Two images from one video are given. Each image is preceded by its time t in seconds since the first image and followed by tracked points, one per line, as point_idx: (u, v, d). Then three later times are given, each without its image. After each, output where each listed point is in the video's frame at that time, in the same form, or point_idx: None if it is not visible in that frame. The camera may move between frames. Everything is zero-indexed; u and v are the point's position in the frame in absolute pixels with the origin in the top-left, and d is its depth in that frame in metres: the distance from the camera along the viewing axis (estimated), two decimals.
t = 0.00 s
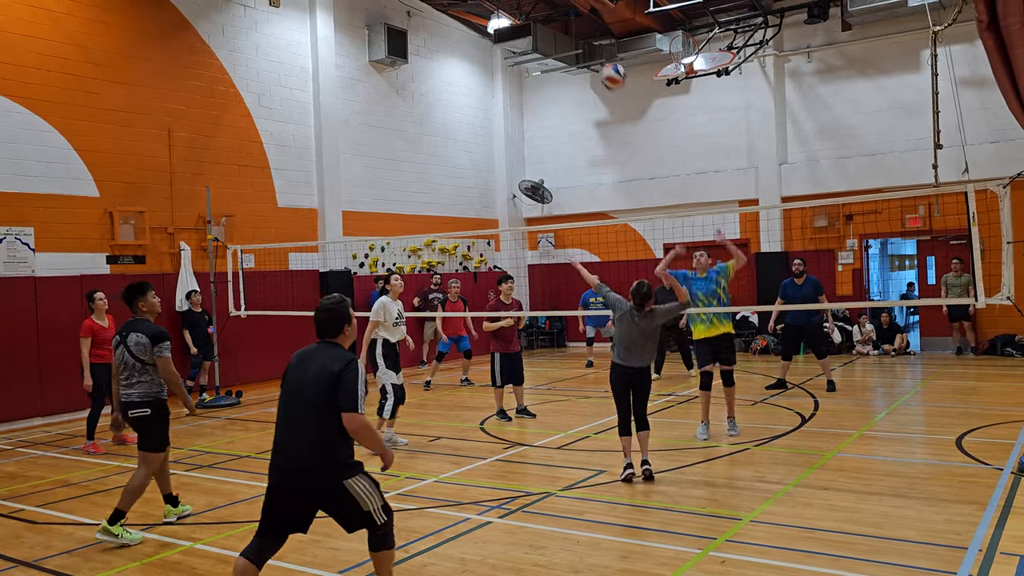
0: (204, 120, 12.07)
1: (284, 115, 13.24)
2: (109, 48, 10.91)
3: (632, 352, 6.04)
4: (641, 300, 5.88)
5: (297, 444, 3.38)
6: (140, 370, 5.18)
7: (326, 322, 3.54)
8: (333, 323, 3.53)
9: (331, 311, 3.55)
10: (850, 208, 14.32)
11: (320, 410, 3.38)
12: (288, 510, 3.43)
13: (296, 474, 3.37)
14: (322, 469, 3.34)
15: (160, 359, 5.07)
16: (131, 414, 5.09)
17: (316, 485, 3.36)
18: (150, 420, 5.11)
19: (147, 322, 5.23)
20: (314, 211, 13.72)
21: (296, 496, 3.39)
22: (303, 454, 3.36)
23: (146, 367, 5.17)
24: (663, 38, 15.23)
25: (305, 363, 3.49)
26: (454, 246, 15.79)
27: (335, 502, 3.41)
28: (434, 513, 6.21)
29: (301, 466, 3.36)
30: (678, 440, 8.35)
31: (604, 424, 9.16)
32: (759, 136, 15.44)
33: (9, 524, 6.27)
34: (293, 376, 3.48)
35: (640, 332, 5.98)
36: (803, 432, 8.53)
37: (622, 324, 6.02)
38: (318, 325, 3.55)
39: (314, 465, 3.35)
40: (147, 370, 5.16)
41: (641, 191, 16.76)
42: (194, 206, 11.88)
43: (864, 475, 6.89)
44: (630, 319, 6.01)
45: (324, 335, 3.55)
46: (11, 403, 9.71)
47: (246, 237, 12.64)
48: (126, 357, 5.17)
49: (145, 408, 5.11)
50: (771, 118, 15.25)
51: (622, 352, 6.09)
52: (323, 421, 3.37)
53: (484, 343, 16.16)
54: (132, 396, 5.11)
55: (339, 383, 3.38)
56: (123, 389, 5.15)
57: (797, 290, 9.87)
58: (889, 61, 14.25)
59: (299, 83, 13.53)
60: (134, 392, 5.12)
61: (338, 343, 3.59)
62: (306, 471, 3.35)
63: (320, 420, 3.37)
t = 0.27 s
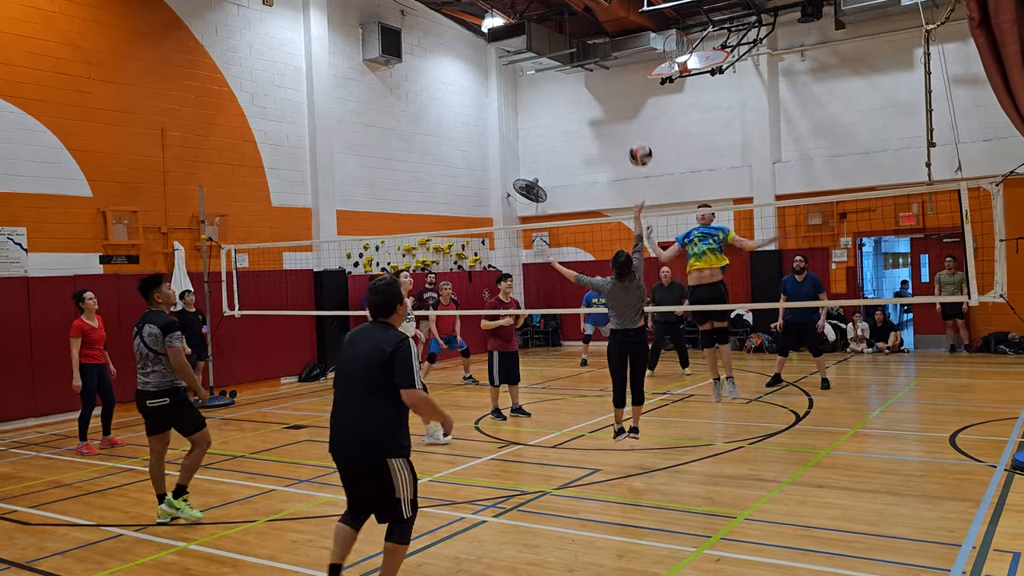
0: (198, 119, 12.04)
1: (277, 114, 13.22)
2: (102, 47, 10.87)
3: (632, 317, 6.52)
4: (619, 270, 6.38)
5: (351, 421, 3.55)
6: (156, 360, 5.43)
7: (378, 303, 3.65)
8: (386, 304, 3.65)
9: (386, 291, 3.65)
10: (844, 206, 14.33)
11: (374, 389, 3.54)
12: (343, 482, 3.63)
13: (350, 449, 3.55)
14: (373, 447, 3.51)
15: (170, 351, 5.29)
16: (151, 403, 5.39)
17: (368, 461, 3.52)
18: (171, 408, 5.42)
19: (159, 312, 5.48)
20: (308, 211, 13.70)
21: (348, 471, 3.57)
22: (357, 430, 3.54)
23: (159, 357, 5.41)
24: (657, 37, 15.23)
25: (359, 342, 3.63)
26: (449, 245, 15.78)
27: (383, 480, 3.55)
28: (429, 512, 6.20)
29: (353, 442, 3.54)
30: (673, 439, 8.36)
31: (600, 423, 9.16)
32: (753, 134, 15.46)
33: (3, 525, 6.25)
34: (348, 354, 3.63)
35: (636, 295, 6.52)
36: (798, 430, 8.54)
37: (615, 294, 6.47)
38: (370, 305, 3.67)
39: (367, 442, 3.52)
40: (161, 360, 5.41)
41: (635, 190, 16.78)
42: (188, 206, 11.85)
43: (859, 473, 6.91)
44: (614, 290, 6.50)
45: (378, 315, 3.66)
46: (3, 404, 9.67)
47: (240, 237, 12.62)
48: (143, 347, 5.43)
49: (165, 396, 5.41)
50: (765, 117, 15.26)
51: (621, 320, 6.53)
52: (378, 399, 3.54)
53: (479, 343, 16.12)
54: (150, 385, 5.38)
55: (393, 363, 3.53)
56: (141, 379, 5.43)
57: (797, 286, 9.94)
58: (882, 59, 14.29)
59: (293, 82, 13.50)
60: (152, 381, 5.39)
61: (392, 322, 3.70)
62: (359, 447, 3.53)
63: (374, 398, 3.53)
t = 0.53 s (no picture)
0: (190, 118, 12.00)
1: (270, 113, 13.19)
2: (93, 45, 10.83)
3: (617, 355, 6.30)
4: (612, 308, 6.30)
5: (388, 414, 3.87)
6: (175, 360, 5.54)
7: (398, 301, 3.96)
8: (405, 301, 3.95)
9: (404, 288, 3.96)
10: (837, 203, 14.32)
11: (406, 382, 3.84)
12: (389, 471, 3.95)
13: (391, 440, 3.86)
14: (411, 436, 3.82)
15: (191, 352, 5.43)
16: (171, 402, 5.49)
17: (407, 450, 3.83)
18: (191, 407, 5.55)
19: (181, 314, 5.61)
20: (301, 209, 13.67)
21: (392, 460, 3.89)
22: (393, 422, 3.85)
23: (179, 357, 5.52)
24: (650, 34, 15.24)
25: (386, 340, 3.94)
26: (443, 243, 15.76)
27: (423, 467, 3.86)
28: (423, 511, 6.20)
29: (392, 434, 3.85)
30: (667, 436, 8.37)
31: (593, 421, 9.17)
32: (746, 132, 15.47)
33: None
34: (377, 353, 3.95)
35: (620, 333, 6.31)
36: (791, 427, 8.56)
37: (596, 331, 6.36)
38: (391, 305, 3.98)
39: (404, 432, 3.83)
40: (181, 360, 5.52)
41: (629, 188, 16.78)
42: (180, 205, 11.82)
43: (852, 469, 6.93)
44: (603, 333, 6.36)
45: (400, 312, 3.98)
46: None
47: (233, 235, 12.58)
48: (162, 348, 5.53)
49: (185, 396, 5.53)
50: (758, 114, 15.27)
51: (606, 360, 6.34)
52: (410, 391, 3.84)
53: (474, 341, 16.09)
54: (170, 385, 5.49)
55: (420, 355, 3.83)
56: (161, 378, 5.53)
57: (782, 286, 9.98)
58: (874, 56, 14.31)
59: (285, 80, 13.47)
60: (172, 381, 5.51)
61: (413, 317, 4.02)
62: (397, 436, 3.84)
63: (407, 392, 3.84)
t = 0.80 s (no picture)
0: (185, 116, 11.98)
1: (266, 111, 13.16)
2: (88, 43, 10.80)
3: (583, 360, 6.15)
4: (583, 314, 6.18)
5: (418, 406, 3.95)
6: (202, 353, 5.62)
7: (421, 295, 4.06)
8: (429, 294, 4.05)
9: (426, 283, 4.06)
10: (833, 200, 14.39)
11: (436, 375, 3.92)
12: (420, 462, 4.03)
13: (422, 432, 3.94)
14: (445, 427, 3.90)
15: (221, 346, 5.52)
16: (196, 394, 5.58)
17: (440, 440, 3.92)
18: (215, 400, 5.62)
19: (211, 309, 5.71)
20: (298, 207, 13.65)
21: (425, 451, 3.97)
22: (424, 414, 3.92)
23: (208, 352, 5.61)
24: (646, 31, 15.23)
25: (412, 334, 4.02)
26: (439, 241, 15.76)
27: (455, 457, 3.94)
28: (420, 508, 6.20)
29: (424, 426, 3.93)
30: (664, 432, 8.38)
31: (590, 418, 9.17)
32: (743, 129, 15.47)
33: None
34: (405, 346, 4.02)
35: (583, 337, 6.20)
36: (788, 423, 8.57)
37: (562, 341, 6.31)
38: (414, 300, 4.07)
39: (437, 425, 3.91)
40: (209, 354, 5.61)
41: (625, 185, 16.78)
42: (176, 203, 11.80)
43: (848, 465, 6.94)
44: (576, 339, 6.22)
45: (424, 306, 4.08)
46: None
47: (229, 233, 12.56)
48: (189, 341, 5.61)
49: (211, 389, 5.61)
50: (754, 111, 15.27)
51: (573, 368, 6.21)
52: (440, 383, 3.92)
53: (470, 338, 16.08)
54: (196, 378, 5.57)
55: (448, 348, 3.91)
56: (187, 371, 5.61)
57: (771, 281, 10.01)
58: (870, 53, 14.32)
59: (280, 78, 13.44)
60: (198, 374, 5.58)
61: (436, 311, 4.11)
62: (428, 428, 3.92)
63: (438, 385, 3.92)
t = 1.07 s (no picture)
0: (184, 114, 11.96)
1: (265, 108, 13.16)
2: (87, 41, 10.78)
3: (567, 361, 5.87)
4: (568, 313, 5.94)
5: (444, 405, 3.91)
6: (213, 347, 5.63)
7: (449, 297, 4.08)
8: (456, 297, 4.10)
9: (453, 286, 4.10)
10: (833, 197, 14.41)
11: (463, 375, 3.91)
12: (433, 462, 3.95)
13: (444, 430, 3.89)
14: (470, 427, 3.88)
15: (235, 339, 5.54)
16: (202, 388, 5.59)
17: (463, 440, 3.88)
18: (219, 395, 5.61)
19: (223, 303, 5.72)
20: (297, 205, 13.64)
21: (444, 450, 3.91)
22: (449, 413, 3.89)
23: (219, 345, 5.63)
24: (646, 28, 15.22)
25: (441, 334, 4.00)
26: (439, 239, 15.76)
27: (475, 458, 3.92)
28: (421, 506, 6.20)
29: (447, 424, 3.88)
30: (663, 430, 8.39)
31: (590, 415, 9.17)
32: (742, 126, 15.47)
33: None
34: (432, 345, 3.99)
35: (566, 337, 5.93)
36: (788, 420, 8.58)
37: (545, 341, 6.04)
38: (441, 301, 4.08)
39: (461, 425, 3.88)
40: (219, 348, 5.63)
41: (625, 182, 16.78)
42: (176, 201, 11.79)
43: (848, 462, 6.94)
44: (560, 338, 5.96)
45: (449, 308, 4.10)
46: None
47: (228, 231, 12.56)
48: (201, 334, 5.63)
49: (216, 383, 5.60)
50: (754, 108, 15.27)
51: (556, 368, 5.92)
52: (469, 384, 3.91)
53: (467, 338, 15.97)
54: (203, 371, 5.58)
55: (480, 349, 3.94)
56: (195, 364, 5.61)
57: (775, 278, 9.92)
58: (870, 50, 14.31)
59: (280, 76, 13.43)
60: (205, 367, 5.59)
61: (458, 314, 4.15)
62: (453, 426, 3.88)
63: (465, 385, 3.90)
